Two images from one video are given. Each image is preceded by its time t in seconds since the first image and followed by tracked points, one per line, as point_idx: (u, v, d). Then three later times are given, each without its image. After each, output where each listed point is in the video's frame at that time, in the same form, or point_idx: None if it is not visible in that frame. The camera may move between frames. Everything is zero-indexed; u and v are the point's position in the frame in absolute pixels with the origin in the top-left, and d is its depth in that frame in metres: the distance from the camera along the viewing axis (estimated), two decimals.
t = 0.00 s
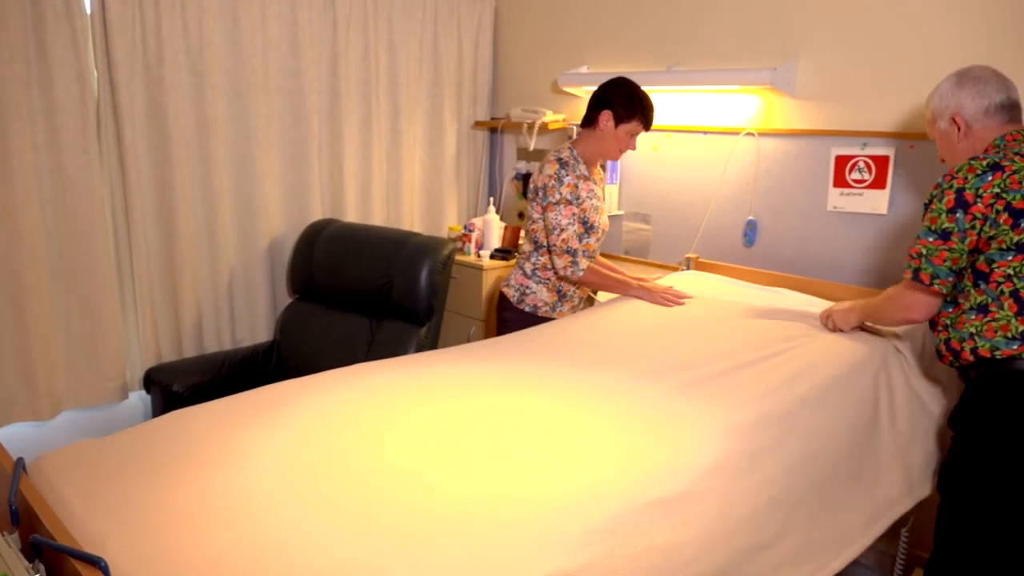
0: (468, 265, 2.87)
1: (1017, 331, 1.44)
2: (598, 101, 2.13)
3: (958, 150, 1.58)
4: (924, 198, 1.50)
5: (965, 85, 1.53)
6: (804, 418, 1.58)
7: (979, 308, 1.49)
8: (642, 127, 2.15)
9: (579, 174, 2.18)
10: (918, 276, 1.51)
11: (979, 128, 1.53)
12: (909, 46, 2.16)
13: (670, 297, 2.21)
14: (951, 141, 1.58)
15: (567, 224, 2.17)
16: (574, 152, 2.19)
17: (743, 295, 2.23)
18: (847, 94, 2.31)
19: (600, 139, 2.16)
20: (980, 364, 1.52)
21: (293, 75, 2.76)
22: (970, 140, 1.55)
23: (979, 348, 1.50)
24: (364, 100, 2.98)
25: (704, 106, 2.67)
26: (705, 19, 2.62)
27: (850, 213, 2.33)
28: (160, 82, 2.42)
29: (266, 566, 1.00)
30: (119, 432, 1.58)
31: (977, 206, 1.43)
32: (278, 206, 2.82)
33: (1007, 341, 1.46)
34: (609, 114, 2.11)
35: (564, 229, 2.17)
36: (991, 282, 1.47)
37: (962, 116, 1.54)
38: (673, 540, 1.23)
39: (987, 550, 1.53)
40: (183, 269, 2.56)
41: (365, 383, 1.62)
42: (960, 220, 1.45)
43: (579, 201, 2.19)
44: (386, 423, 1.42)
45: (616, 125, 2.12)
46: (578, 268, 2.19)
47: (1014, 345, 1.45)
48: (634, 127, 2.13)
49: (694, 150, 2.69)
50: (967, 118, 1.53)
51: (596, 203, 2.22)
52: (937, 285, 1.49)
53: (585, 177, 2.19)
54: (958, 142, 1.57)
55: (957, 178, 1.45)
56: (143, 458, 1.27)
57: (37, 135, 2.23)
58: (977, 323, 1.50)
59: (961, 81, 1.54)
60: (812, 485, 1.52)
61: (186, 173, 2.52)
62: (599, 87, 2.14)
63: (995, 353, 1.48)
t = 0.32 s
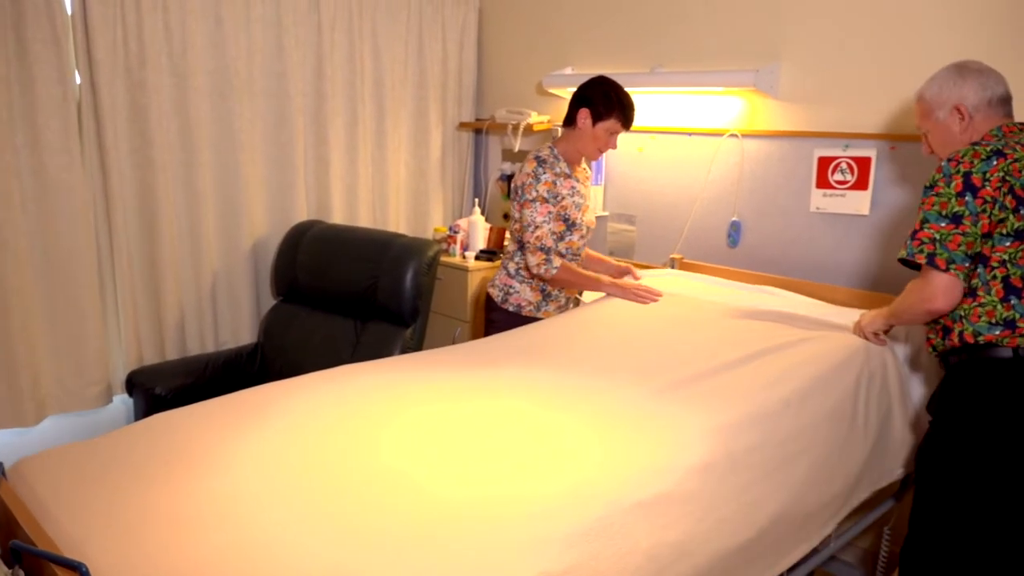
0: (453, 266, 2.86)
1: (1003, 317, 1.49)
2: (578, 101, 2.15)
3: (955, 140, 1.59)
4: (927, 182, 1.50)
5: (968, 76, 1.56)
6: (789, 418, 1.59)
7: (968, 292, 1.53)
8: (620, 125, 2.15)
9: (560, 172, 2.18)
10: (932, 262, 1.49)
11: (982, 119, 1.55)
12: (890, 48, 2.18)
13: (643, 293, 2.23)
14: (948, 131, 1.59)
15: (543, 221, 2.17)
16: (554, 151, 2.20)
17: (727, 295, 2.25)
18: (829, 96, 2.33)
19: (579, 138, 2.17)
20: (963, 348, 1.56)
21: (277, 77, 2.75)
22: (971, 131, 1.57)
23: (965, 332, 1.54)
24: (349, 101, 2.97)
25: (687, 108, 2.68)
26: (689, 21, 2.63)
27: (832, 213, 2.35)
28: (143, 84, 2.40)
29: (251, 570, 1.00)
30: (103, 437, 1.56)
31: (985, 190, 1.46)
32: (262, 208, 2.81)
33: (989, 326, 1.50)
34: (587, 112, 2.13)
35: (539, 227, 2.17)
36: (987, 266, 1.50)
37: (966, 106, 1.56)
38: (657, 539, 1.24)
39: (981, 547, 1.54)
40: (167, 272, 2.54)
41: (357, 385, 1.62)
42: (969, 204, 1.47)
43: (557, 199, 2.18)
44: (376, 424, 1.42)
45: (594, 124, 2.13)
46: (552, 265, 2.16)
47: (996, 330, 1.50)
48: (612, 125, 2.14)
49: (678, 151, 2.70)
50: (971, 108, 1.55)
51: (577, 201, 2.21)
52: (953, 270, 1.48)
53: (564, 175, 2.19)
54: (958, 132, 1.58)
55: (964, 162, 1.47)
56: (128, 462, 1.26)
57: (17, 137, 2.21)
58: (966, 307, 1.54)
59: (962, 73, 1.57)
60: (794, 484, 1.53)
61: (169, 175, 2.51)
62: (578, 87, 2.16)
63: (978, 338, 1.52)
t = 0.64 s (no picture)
0: (438, 267, 2.86)
1: (991, 316, 1.50)
2: (562, 100, 2.16)
3: (939, 138, 1.59)
4: (911, 191, 1.50)
5: (952, 79, 1.58)
6: (773, 416, 1.60)
7: (956, 296, 1.54)
8: (602, 124, 2.15)
9: (539, 170, 2.19)
10: (918, 270, 1.49)
11: (965, 119, 1.58)
12: (870, 49, 2.20)
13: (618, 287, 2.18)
14: (934, 127, 1.58)
15: (518, 219, 2.18)
16: (537, 149, 2.21)
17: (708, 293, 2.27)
18: (810, 97, 2.35)
19: (563, 136, 2.18)
20: (952, 350, 1.56)
21: (259, 76, 2.73)
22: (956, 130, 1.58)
23: (955, 335, 1.54)
24: (334, 102, 2.96)
25: (672, 109, 2.69)
26: (673, 23, 2.64)
27: (815, 214, 2.37)
28: (124, 84, 2.38)
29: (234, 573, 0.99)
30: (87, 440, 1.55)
31: (970, 198, 1.46)
32: (244, 209, 2.79)
33: (981, 327, 1.51)
34: (569, 112, 2.14)
35: (512, 223, 2.18)
36: (972, 270, 1.51)
37: (956, 104, 1.57)
38: (641, 537, 1.24)
39: (964, 535, 1.59)
40: (148, 273, 2.52)
41: (343, 386, 1.62)
42: (954, 213, 1.46)
43: (535, 197, 2.18)
44: (361, 425, 1.42)
45: (575, 123, 2.14)
46: (520, 261, 2.16)
47: (987, 330, 1.50)
48: (594, 124, 2.14)
49: (662, 151, 2.71)
50: (961, 105, 1.57)
51: (557, 199, 2.20)
52: (937, 278, 1.48)
53: (544, 174, 2.19)
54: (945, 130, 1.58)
55: (948, 171, 1.47)
56: (111, 465, 1.25)
57: None
58: (953, 310, 1.54)
59: (947, 76, 1.59)
60: (777, 483, 1.54)
61: (150, 176, 2.49)
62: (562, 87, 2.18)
63: (970, 339, 1.52)
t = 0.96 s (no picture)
0: (423, 267, 2.85)
1: (975, 316, 1.51)
2: (538, 101, 2.16)
3: (912, 149, 1.62)
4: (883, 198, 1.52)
5: (921, 88, 1.60)
6: (757, 416, 1.61)
7: (935, 297, 1.55)
8: (579, 127, 2.15)
9: (511, 171, 2.20)
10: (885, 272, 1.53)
11: (937, 129, 1.60)
12: (852, 50, 2.22)
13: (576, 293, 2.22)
14: (904, 139, 1.62)
15: (489, 220, 2.17)
16: (511, 151, 2.22)
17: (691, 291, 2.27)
18: (793, 98, 2.36)
19: (539, 137, 2.19)
20: (935, 348, 1.57)
21: (243, 76, 2.72)
22: (927, 140, 1.61)
23: (940, 334, 1.54)
24: (318, 101, 2.95)
25: (654, 109, 2.70)
26: (656, 24, 2.65)
27: (798, 214, 2.38)
28: (104, 83, 2.36)
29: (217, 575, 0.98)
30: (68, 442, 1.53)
31: (938, 207, 1.48)
32: (227, 209, 2.77)
33: (965, 326, 1.52)
34: (545, 113, 2.14)
35: (482, 223, 2.17)
36: (947, 272, 1.53)
37: (924, 115, 1.59)
38: (627, 536, 1.24)
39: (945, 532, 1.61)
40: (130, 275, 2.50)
41: (329, 387, 1.61)
42: (922, 220, 1.49)
43: (506, 198, 2.19)
44: (346, 426, 1.42)
45: (552, 124, 2.14)
46: (489, 261, 2.16)
47: (971, 329, 1.52)
48: (570, 125, 2.14)
49: (646, 151, 2.72)
50: (931, 117, 1.59)
51: (528, 200, 2.21)
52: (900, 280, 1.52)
53: (516, 174, 2.20)
54: (915, 141, 1.61)
55: (918, 180, 1.49)
56: (91, 467, 1.24)
57: None
58: (935, 310, 1.55)
59: (916, 85, 1.61)
60: (760, 482, 1.55)
61: (131, 176, 2.47)
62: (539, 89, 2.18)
63: (954, 338, 1.53)
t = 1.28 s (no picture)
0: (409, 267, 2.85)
1: (953, 315, 1.53)
2: (495, 103, 2.16)
3: (901, 152, 1.63)
4: (870, 198, 1.53)
5: (911, 89, 1.61)
6: (742, 414, 1.61)
7: (916, 298, 1.56)
8: (534, 126, 2.15)
9: (470, 175, 2.20)
10: (876, 273, 1.51)
11: (925, 130, 1.61)
12: (834, 51, 2.23)
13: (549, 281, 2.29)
14: (895, 142, 1.63)
15: (452, 226, 2.17)
16: (468, 154, 2.22)
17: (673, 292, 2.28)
18: (777, 99, 2.37)
19: (496, 139, 2.19)
20: (916, 349, 1.58)
21: (226, 75, 2.70)
22: (915, 142, 1.62)
23: (919, 334, 1.56)
24: (302, 101, 2.94)
25: (638, 109, 2.71)
26: (641, 25, 2.66)
27: (782, 214, 2.40)
28: (86, 82, 2.34)
29: None
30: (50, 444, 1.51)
31: (922, 204, 1.49)
32: (211, 209, 2.75)
33: (942, 325, 1.53)
34: (501, 114, 2.14)
35: (447, 230, 2.17)
36: (930, 271, 1.54)
37: (913, 117, 1.60)
38: (612, 536, 1.24)
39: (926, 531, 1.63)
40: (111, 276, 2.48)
41: (316, 387, 1.61)
42: (908, 218, 1.50)
43: (466, 202, 2.20)
44: (334, 426, 1.41)
45: (507, 125, 2.14)
46: (460, 266, 2.16)
47: (948, 329, 1.53)
48: (526, 125, 2.14)
49: (631, 152, 2.73)
50: (918, 118, 1.60)
51: (488, 204, 2.22)
52: (891, 280, 1.51)
53: (474, 178, 2.21)
54: (903, 143, 1.62)
55: (903, 178, 1.51)
56: (73, 470, 1.23)
57: None
58: (916, 311, 1.56)
59: (906, 85, 1.62)
60: (745, 480, 1.56)
61: (113, 176, 2.45)
62: (495, 90, 2.18)
63: (932, 338, 1.54)
